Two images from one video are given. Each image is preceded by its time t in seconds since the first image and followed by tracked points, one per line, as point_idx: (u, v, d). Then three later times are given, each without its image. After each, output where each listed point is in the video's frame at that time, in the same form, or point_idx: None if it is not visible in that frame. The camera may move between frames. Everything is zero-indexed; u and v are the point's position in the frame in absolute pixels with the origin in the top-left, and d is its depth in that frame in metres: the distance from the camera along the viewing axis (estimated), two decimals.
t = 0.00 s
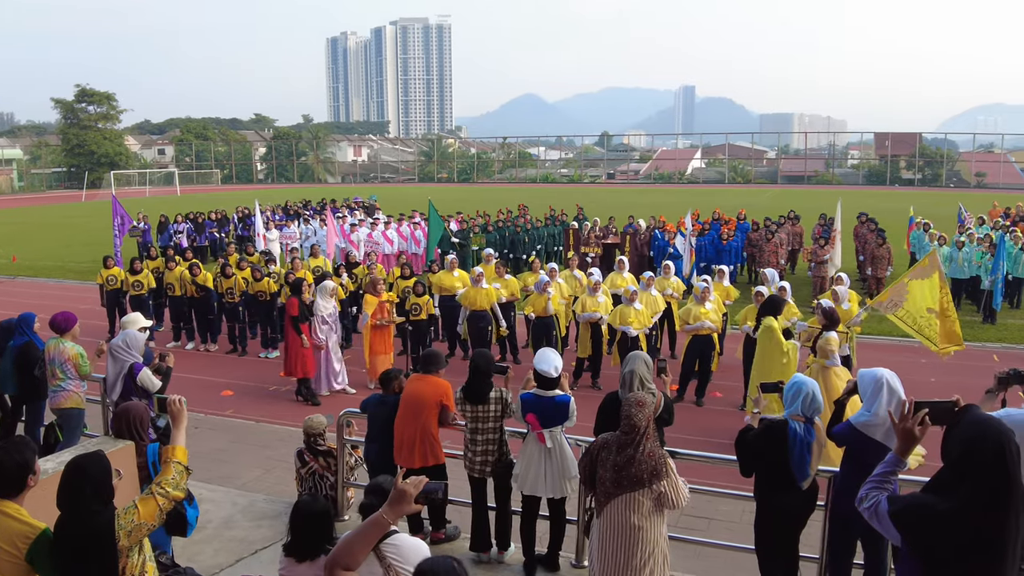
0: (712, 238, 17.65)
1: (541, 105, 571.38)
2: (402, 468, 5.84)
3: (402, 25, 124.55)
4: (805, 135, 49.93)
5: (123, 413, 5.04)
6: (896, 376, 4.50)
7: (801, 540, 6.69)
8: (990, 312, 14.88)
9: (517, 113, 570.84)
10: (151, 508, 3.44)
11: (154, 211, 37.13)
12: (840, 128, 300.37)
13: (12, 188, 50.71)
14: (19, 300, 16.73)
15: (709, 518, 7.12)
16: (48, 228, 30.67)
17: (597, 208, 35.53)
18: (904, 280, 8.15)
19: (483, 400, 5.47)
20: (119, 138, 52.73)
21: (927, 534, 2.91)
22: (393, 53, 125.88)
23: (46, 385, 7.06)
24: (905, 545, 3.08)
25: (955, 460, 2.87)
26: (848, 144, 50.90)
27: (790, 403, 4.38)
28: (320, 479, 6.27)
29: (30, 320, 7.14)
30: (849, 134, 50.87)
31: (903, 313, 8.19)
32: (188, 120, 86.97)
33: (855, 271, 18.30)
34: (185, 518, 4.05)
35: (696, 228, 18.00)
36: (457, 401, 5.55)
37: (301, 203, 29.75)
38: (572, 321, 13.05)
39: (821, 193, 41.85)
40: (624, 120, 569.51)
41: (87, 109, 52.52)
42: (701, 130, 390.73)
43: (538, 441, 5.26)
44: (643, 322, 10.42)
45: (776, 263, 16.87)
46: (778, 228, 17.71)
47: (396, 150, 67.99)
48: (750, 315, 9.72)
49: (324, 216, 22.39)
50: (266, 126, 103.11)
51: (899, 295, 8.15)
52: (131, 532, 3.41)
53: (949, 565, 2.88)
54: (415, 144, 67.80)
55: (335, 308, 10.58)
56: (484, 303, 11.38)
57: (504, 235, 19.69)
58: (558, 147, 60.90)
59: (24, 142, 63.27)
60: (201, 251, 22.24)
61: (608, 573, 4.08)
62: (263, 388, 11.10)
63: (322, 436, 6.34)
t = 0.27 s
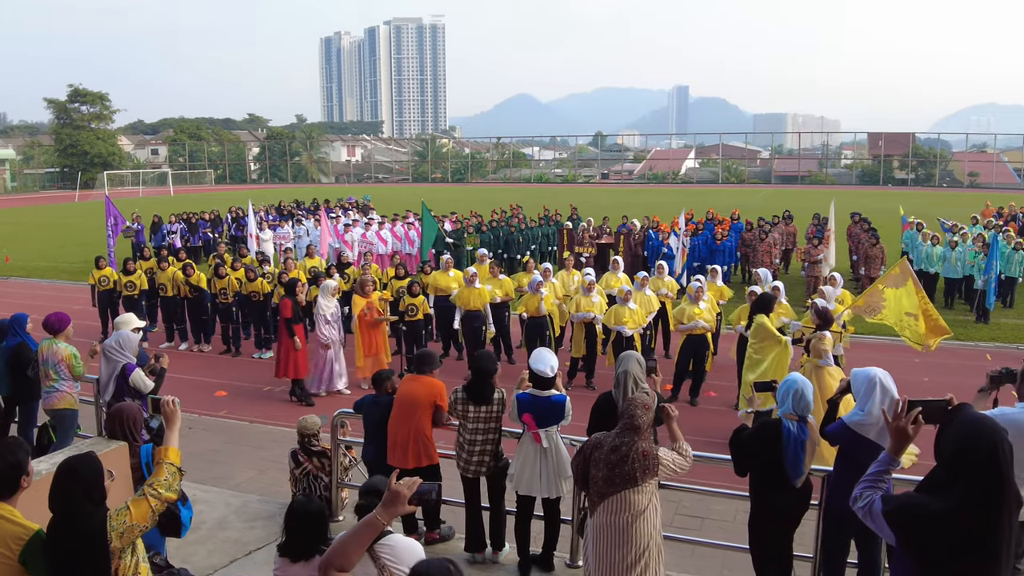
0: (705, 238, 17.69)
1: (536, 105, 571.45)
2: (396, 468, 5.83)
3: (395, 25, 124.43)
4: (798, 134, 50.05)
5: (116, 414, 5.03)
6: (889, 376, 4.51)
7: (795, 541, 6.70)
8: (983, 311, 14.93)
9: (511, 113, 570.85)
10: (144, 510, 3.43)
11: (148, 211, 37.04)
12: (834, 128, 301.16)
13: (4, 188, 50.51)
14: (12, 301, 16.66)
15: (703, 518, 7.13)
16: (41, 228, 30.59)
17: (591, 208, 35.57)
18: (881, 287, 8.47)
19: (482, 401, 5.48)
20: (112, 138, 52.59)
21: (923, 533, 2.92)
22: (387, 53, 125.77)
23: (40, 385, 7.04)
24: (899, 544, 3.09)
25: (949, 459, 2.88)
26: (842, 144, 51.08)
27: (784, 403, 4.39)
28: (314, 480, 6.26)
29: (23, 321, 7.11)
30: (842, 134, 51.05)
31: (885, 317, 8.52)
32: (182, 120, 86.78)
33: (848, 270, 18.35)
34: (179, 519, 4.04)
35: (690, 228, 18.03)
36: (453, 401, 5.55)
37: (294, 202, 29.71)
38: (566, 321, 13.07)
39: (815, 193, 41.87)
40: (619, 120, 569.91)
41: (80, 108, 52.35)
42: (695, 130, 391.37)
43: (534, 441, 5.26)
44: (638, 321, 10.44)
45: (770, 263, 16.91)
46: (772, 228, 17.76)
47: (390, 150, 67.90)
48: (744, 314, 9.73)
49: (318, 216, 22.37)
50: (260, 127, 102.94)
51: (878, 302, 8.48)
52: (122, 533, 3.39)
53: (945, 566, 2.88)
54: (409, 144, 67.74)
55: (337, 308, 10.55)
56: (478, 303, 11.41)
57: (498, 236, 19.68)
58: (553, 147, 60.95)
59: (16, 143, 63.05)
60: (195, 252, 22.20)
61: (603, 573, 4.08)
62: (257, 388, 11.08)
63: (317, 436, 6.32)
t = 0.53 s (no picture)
0: (700, 238, 17.71)
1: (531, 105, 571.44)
2: (391, 469, 5.83)
3: (390, 25, 124.29)
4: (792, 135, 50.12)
5: (110, 414, 5.02)
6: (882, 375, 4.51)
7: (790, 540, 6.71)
8: (978, 311, 14.97)
9: (507, 113, 570.79)
10: (136, 512, 3.40)
11: (142, 211, 36.92)
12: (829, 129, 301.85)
13: None
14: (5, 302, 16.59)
15: (698, 517, 7.14)
16: (35, 229, 30.45)
17: (585, 208, 35.57)
18: (856, 285, 9.17)
19: (476, 400, 5.47)
20: (106, 138, 52.43)
21: (917, 531, 2.93)
22: (381, 53, 125.63)
23: (33, 386, 7.02)
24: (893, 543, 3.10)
25: (941, 456, 2.89)
26: (836, 144, 51.21)
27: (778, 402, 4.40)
28: (308, 480, 6.25)
29: (17, 321, 7.09)
30: (836, 134, 51.14)
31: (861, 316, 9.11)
32: (175, 120, 86.55)
33: (842, 270, 18.39)
34: (174, 520, 4.03)
35: (685, 228, 18.06)
36: (449, 400, 5.55)
37: (288, 202, 29.65)
38: (561, 321, 13.08)
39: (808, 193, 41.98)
40: (614, 120, 570.25)
41: (74, 108, 52.15)
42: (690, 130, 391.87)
43: (530, 441, 5.26)
44: (633, 321, 10.45)
45: (764, 262, 16.93)
46: (767, 228, 17.78)
47: (385, 150, 67.81)
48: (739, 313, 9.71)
49: (312, 216, 22.33)
50: (254, 127, 102.75)
51: (854, 300, 9.14)
52: (115, 535, 3.36)
53: (939, 564, 2.89)
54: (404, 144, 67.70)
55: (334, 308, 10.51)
56: (473, 303, 11.42)
57: (493, 236, 19.64)
58: (547, 147, 60.96)
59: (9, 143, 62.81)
60: (189, 252, 22.15)
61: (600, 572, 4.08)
62: (251, 389, 11.06)
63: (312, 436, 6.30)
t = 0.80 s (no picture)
0: (695, 238, 17.74)
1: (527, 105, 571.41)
2: (386, 469, 5.82)
3: (384, 24, 124.15)
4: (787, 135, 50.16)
5: (105, 415, 5.02)
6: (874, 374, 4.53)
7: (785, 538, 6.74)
8: (971, 310, 15.03)
9: (502, 113, 570.77)
10: (129, 513, 3.32)
11: (136, 211, 36.85)
12: (824, 128, 302.42)
13: None
14: None
15: (693, 517, 7.15)
16: (29, 229, 30.39)
17: (580, 207, 35.58)
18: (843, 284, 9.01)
19: (471, 399, 5.47)
20: (100, 138, 52.33)
21: (907, 527, 2.94)
22: (376, 53, 125.54)
23: (27, 387, 6.99)
24: (884, 540, 3.10)
25: (934, 453, 2.90)
26: (830, 144, 51.33)
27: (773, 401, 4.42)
28: (303, 481, 6.24)
29: (11, 322, 7.07)
30: (831, 134, 51.25)
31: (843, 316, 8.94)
32: (170, 120, 86.42)
33: (837, 269, 18.44)
34: (169, 520, 4.03)
35: (680, 228, 18.10)
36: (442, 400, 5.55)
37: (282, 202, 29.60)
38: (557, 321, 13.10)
39: (803, 192, 42.01)
40: (610, 120, 570.50)
41: (68, 109, 52.06)
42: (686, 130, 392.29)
43: (526, 441, 5.27)
44: (628, 320, 10.45)
45: (759, 262, 16.95)
46: (761, 228, 17.81)
47: (380, 150, 67.73)
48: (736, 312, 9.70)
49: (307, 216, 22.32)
50: (249, 127, 102.59)
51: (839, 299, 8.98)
52: (108, 538, 3.29)
53: (932, 562, 2.89)
54: (399, 144, 67.65)
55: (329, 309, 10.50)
56: (468, 303, 11.44)
57: (488, 235, 19.61)
58: (542, 147, 60.98)
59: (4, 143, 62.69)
60: (183, 252, 22.12)
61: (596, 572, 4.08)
62: (246, 389, 11.04)
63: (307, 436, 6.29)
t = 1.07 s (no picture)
0: (690, 238, 17.78)
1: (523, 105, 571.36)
2: (381, 469, 5.82)
3: (380, 25, 124.03)
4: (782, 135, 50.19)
5: (100, 415, 5.02)
6: (867, 374, 4.55)
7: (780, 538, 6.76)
8: (966, 309, 15.06)
9: (498, 113, 570.74)
10: (125, 515, 3.38)
11: (131, 211, 36.78)
12: (819, 129, 302.94)
13: None
14: None
15: (689, 516, 7.16)
16: (24, 229, 30.32)
17: (576, 207, 35.58)
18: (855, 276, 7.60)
19: (467, 399, 5.47)
20: (95, 138, 52.20)
21: (901, 527, 2.95)
22: (371, 53, 125.43)
23: (22, 387, 6.97)
24: (878, 538, 3.11)
25: (926, 452, 2.91)
26: (825, 144, 51.41)
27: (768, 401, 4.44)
28: (299, 481, 6.24)
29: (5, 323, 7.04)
30: (826, 134, 51.33)
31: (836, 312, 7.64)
32: (164, 120, 86.27)
33: (832, 269, 18.47)
34: (165, 521, 4.03)
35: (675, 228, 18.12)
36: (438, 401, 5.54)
37: (277, 202, 29.56)
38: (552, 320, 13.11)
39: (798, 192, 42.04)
40: (606, 120, 570.65)
41: (63, 109, 51.93)
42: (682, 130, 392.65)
43: (522, 441, 5.26)
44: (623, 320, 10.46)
45: (754, 262, 16.96)
46: (756, 228, 17.84)
47: (375, 150, 67.60)
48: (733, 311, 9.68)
49: (302, 216, 22.30)
50: (244, 127, 102.48)
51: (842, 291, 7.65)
52: (104, 538, 3.35)
53: (924, 561, 2.90)
54: (394, 143, 67.60)
55: (325, 309, 10.47)
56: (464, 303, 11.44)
57: (484, 236, 19.62)
58: (538, 147, 60.96)
59: None
60: (178, 252, 22.08)
61: (591, 572, 4.09)
62: (241, 390, 11.03)
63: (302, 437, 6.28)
